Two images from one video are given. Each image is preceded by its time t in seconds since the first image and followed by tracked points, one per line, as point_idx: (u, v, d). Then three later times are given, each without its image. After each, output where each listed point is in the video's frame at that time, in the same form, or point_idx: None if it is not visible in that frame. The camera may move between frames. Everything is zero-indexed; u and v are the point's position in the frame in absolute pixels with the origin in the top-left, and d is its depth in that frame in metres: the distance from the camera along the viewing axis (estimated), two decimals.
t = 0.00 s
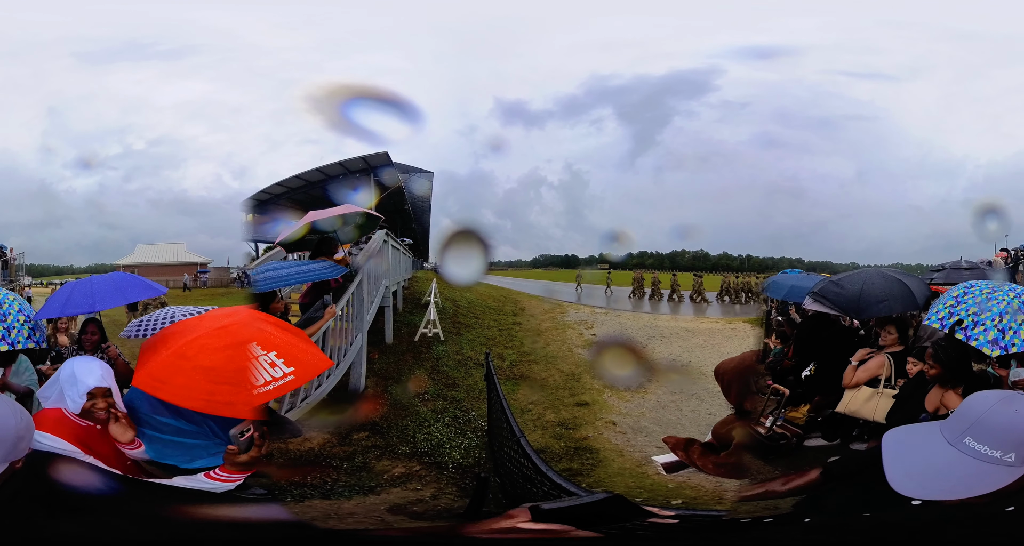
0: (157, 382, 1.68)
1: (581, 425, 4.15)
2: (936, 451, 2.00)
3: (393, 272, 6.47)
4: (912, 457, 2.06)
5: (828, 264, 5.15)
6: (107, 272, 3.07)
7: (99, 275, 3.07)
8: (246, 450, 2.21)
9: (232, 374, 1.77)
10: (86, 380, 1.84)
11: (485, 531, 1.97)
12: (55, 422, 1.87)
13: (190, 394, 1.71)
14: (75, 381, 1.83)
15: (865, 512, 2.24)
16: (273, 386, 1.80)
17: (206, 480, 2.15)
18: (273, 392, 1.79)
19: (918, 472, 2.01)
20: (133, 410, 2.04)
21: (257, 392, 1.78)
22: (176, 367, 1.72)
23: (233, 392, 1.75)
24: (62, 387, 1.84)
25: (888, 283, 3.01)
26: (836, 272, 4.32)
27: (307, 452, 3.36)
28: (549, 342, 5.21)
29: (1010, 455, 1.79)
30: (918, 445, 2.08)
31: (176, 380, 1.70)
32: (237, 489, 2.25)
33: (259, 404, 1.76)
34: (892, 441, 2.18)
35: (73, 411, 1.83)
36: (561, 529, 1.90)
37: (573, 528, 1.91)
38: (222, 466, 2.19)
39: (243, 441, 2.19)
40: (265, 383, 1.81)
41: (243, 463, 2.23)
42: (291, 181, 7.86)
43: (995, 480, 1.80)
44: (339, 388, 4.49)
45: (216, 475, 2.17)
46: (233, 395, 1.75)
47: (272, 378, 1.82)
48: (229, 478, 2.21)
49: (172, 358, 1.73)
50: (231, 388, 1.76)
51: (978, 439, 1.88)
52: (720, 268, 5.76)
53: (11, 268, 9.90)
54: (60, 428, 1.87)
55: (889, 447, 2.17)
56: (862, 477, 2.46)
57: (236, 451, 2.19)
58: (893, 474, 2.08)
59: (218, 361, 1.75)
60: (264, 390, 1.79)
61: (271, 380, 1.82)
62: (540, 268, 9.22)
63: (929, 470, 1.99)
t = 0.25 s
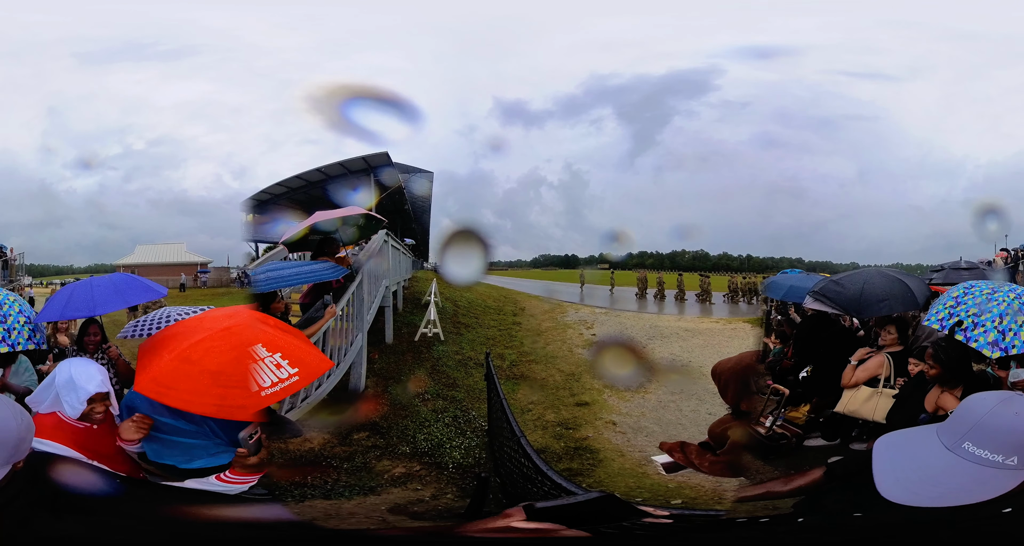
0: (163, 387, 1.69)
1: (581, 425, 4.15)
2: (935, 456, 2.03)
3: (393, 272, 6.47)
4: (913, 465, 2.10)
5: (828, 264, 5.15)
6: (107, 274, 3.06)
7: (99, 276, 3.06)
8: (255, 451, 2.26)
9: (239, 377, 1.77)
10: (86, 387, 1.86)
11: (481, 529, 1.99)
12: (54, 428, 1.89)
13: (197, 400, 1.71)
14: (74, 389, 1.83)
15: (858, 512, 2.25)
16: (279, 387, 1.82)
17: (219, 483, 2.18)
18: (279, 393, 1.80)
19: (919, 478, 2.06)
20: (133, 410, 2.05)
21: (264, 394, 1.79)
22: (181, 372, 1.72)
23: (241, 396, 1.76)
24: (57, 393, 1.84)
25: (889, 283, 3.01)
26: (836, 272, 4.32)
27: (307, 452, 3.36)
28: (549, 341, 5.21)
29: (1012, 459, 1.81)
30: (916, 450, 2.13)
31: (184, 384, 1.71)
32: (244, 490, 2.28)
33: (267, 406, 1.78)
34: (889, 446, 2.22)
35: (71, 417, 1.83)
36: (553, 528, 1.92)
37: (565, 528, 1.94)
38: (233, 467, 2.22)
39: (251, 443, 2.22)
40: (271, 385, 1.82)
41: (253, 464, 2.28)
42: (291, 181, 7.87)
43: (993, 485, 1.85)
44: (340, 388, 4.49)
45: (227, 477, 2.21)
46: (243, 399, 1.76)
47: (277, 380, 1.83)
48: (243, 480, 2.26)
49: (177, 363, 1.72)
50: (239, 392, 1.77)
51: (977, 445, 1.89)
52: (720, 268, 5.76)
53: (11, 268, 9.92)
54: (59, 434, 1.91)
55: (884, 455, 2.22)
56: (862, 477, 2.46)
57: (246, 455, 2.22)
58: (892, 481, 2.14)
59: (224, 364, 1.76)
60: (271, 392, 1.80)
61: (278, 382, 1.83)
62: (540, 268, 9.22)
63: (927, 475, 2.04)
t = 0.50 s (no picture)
0: (170, 389, 1.69)
1: (581, 425, 4.15)
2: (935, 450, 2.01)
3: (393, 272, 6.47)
4: (921, 460, 2.02)
5: (828, 264, 5.15)
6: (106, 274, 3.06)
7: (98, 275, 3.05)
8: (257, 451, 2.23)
9: (245, 376, 1.78)
10: (92, 386, 1.86)
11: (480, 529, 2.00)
12: (55, 427, 1.87)
13: (205, 400, 1.71)
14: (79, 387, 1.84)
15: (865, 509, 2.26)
16: (284, 385, 1.82)
17: (221, 482, 2.16)
18: (285, 390, 1.81)
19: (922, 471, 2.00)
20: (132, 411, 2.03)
21: (271, 392, 1.79)
22: (187, 373, 1.72)
23: (249, 395, 1.76)
24: (60, 391, 1.84)
25: (889, 283, 3.02)
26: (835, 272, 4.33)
27: (308, 452, 3.36)
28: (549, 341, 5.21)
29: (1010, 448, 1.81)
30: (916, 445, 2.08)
31: (190, 386, 1.71)
32: (243, 490, 2.25)
33: (274, 403, 1.77)
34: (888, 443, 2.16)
35: (75, 416, 1.84)
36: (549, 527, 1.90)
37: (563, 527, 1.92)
38: (234, 466, 2.18)
39: (254, 444, 2.21)
40: (277, 382, 1.82)
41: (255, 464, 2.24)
42: (291, 181, 7.86)
43: (1000, 474, 1.81)
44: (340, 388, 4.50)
45: (229, 476, 2.18)
46: (250, 398, 1.76)
47: (282, 377, 1.84)
48: (240, 479, 2.21)
49: (182, 363, 1.73)
50: (246, 391, 1.76)
51: (978, 435, 1.90)
52: (720, 268, 5.76)
53: (10, 268, 9.89)
54: (59, 433, 1.87)
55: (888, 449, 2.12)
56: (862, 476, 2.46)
57: (248, 454, 2.19)
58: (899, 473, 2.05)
59: (230, 364, 1.76)
60: (277, 389, 1.81)
61: (283, 379, 1.84)
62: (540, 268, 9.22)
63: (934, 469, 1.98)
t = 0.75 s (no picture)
0: (169, 390, 1.69)
1: (581, 425, 4.15)
2: (941, 446, 1.99)
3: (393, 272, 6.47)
4: (931, 458, 1.98)
5: (828, 264, 5.15)
6: (105, 274, 3.07)
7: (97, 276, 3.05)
8: (252, 447, 2.21)
9: (242, 374, 1.78)
10: (93, 382, 1.84)
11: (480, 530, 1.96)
12: (56, 425, 1.86)
13: (204, 400, 1.71)
14: (82, 383, 1.83)
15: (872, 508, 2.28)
16: (283, 380, 1.82)
17: (216, 479, 2.13)
18: (284, 385, 1.80)
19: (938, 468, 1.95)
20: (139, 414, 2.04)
21: (270, 388, 1.79)
22: (185, 373, 1.72)
23: (248, 393, 1.76)
24: (61, 387, 1.83)
25: (887, 285, 3.00)
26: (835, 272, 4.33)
27: (308, 452, 3.36)
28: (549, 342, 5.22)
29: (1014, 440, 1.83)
30: (923, 443, 2.05)
31: (189, 386, 1.71)
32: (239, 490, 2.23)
33: (273, 399, 1.77)
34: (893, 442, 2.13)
35: (78, 412, 1.83)
36: (547, 528, 1.92)
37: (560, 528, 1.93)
38: (228, 464, 2.16)
39: (249, 441, 2.20)
40: (275, 378, 1.82)
41: (251, 461, 2.20)
42: (291, 181, 7.87)
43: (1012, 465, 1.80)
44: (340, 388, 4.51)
45: (225, 474, 2.14)
46: (250, 396, 1.76)
47: (281, 373, 1.84)
48: (238, 477, 2.17)
49: (180, 364, 1.73)
50: (245, 389, 1.76)
51: (983, 429, 1.90)
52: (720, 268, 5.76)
53: (11, 268, 9.90)
54: (60, 431, 1.86)
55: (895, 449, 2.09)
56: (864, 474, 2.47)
57: (244, 450, 2.17)
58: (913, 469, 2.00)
59: (227, 363, 1.76)
60: (276, 385, 1.81)
61: (281, 375, 1.84)
62: (540, 268, 9.22)
63: (947, 466, 1.93)
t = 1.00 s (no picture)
0: (167, 390, 1.69)
1: (581, 425, 4.15)
2: (945, 451, 1.89)
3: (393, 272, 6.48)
4: (938, 465, 1.87)
5: (828, 264, 5.15)
6: (110, 274, 3.08)
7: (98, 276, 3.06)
8: (242, 446, 2.19)
9: (239, 372, 1.78)
10: (93, 382, 1.85)
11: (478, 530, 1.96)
12: (54, 424, 1.86)
13: (202, 400, 1.70)
14: (81, 383, 1.83)
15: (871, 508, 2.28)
16: (280, 376, 1.82)
17: (207, 478, 2.10)
18: (281, 381, 1.80)
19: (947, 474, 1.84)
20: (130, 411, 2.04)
21: (268, 384, 1.78)
22: (183, 373, 1.72)
23: (245, 390, 1.75)
24: (61, 386, 1.83)
25: (881, 287, 2.99)
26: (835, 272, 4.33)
27: (308, 451, 3.36)
28: (549, 342, 5.23)
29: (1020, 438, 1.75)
30: (926, 450, 1.95)
31: (186, 385, 1.71)
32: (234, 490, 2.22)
33: (271, 395, 1.76)
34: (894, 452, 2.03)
35: (78, 412, 1.83)
36: (548, 528, 1.93)
37: (560, 528, 1.93)
38: (218, 463, 2.14)
39: (236, 438, 2.17)
40: (272, 375, 1.82)
41: (240, 460, 2.17)
42: (291, 181, 7.88)
43: None
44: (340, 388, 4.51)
45: (215, 473, 2.11)
46: (248, 393, 1.75)
47: (278, 369, 1.83)
48: (230, 476, 2.15)
49: (176, 364, 1.73)
50: (243, 387, 1.76)
51: (986, 430, 1.82)
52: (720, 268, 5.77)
53: (11, 268, 9.89)
54: (58, 430, 1.87)
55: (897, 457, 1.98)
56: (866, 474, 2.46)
57: (231, 450, 2.15)
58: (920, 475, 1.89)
59: (224, 361, 1.76)
60: (274, 381, 1.80)
61: (278, 371, 1.83)
62: (541, 268, 9.22)
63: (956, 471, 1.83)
